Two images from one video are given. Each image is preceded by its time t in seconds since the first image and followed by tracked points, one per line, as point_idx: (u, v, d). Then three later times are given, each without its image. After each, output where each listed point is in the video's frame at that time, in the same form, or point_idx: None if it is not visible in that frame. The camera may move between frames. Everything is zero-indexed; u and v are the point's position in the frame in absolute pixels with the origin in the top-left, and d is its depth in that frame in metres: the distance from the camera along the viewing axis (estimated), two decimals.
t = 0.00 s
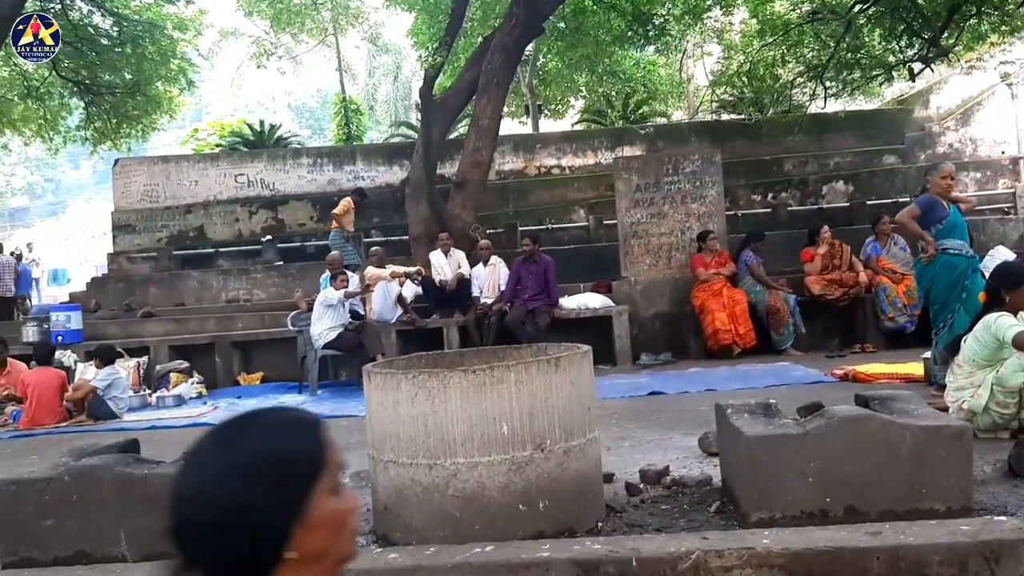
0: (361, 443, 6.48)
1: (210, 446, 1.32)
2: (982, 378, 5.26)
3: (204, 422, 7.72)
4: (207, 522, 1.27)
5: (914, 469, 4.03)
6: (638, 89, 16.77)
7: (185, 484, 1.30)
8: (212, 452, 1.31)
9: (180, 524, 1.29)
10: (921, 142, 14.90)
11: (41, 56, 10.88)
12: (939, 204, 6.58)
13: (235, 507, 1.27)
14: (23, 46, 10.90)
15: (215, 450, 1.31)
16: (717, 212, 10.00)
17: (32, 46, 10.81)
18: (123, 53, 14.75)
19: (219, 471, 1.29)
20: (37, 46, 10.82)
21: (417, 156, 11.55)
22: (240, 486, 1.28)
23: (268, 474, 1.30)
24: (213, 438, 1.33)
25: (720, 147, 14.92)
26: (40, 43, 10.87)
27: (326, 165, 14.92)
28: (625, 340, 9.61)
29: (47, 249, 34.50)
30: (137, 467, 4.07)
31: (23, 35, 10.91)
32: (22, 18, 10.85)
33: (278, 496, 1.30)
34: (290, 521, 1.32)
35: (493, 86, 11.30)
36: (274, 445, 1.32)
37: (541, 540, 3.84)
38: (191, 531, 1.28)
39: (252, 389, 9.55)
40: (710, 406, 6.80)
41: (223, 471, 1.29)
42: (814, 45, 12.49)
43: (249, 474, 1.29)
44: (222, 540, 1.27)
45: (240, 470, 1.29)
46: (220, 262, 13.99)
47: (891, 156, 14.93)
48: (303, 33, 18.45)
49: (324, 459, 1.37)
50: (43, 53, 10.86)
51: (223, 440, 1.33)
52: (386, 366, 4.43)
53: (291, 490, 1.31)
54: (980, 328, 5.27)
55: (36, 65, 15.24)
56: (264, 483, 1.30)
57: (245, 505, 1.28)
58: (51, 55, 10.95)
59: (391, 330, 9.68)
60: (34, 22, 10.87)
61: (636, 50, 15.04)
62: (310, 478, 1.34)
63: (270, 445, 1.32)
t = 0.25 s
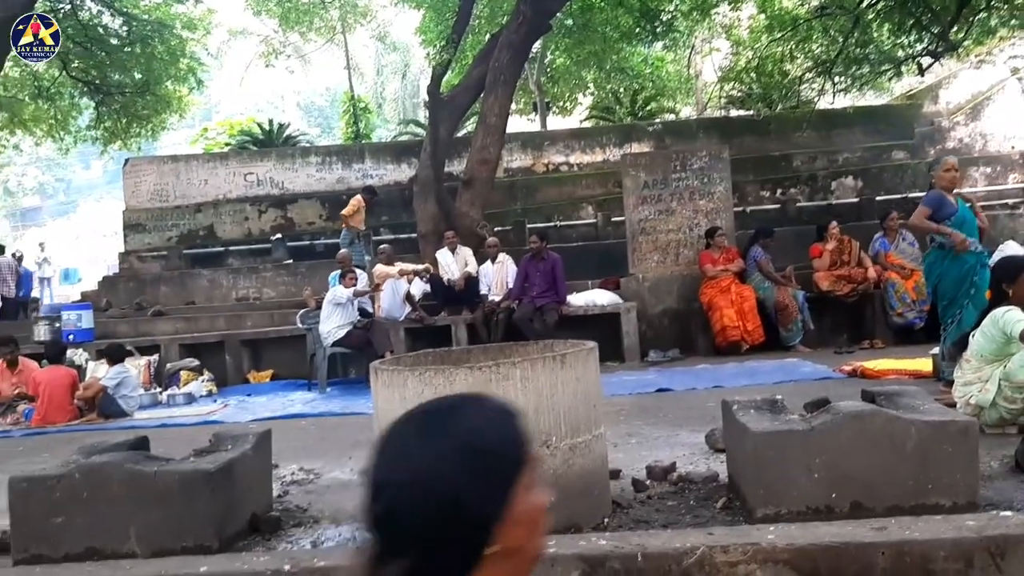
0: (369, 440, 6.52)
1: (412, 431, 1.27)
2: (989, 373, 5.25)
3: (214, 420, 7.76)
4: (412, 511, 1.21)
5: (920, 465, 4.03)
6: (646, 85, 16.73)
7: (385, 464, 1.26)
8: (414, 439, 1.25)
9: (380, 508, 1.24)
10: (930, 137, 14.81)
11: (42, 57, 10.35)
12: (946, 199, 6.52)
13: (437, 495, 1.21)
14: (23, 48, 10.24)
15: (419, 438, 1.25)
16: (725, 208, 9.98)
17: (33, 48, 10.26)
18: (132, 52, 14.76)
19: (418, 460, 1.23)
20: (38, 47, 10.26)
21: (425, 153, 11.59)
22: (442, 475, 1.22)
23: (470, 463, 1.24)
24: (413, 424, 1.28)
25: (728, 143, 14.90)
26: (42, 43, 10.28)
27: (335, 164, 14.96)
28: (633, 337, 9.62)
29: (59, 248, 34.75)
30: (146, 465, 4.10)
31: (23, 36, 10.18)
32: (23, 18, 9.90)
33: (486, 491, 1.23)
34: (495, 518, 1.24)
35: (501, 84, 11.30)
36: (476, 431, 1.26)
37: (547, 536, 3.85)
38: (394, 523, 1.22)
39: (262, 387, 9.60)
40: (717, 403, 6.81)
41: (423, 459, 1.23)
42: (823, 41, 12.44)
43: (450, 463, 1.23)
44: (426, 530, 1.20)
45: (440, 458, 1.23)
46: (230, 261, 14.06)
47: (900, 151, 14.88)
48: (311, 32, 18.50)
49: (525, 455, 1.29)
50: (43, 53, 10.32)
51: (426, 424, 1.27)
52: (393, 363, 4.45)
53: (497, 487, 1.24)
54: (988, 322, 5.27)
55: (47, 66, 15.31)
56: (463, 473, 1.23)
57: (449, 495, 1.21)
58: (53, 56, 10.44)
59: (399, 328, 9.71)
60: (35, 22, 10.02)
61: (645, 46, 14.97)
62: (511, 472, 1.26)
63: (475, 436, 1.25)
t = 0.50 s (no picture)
0: (385, 420, 6.55)
1: (601, 397, 1.26)
2: (1009, 355, 5.20)
3: (232, 400, 7.82)
4: (611, 478, 1.22)
5: (937, 446, 4.01)
6: (666, 66, 16.60)
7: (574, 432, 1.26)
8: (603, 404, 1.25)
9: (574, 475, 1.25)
10: (951, 119, 14.84)
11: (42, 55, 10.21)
12: (965, 180, 6.44)
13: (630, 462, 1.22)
14: (23, 46, 9.93)
15: (613, 406, 1.25)
16: (744, 189, 9.89)
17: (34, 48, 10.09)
18: (151, 33, 14.82)
19: (614, 430, 1.23)
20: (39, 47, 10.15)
21: (441, 134, 11.61)
22: (642, 441, 1.22)
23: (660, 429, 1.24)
24: (600, 391, 1.27)
25: (747, 124, 14.77)
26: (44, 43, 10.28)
27: (352, 145, 14.96)
28: (650, 319, 9.59)
29: (79, 229, 35.03)
30: (164, 442, 4.14)
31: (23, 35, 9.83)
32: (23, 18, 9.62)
33: (681, 456, 1.25)
34: (689, 484, 1.26)
35: (518, 64, 11.24)
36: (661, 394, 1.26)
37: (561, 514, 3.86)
38: (598, 489, 1.23)
39: (280, 367, 9.66)
40: (734, 384, 6.79)
41: (618, 428, 1.23)
42: (844, 20, 12.23)
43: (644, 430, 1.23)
44: (628, 497, 1.22)
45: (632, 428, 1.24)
46: (248, 242, 14.13)
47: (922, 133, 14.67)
48: (328, 12, 18.47)
49: (714, 416, 1.30)
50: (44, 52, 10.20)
51: (615, 390, 1.26)
52: (409, 343, 4.47)
53: (691, 451, 1.26)
54: (1007, 306, 5.24)
55: (67, 48, 15.35)
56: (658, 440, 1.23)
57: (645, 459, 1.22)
58: (51, 56, 10.35)
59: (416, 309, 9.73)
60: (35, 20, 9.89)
61: (663, 26, 14.83)
62: (703, 437, 1.27)
63: (666, 399, 1.26)
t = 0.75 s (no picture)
0: (393, 389, 6.56)
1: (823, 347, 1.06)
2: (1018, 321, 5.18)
3: (241, 370, 7.86)
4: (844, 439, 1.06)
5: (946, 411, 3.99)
6: (672, 32, 16.43)
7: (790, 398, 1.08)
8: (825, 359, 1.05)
9: (801, 437, 1.08)
10: (963, 82, 14.33)
11: (42, 55, 12.05)
12: (974, 145, 6.32)
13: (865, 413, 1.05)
14: (24, 46, 11.90)
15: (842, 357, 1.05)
16: (752, 156, 9.82)
17: (34, 47, 11.90)
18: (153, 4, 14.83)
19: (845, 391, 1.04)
20: (38, 47, 11.92)
21: (447, 103, 11.43)
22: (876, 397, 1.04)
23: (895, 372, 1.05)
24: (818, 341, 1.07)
25: (754, 90, 14.64)
26: (41, 43, 11.93)
27: (356, 115, 14.89)
28: (657, 287, 9.57)
29: (86, 202, 35.14)
30: (173, 411, 4.15)
31: (23, 36, 11.79)
32: (23, 20, 11.59)
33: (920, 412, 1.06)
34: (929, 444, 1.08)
35: (523, 31, 11.14)
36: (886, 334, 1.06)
37: (570, 480, 3.87)
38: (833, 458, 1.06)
39: (288, 338, 9.68)
40: (741, 351, 6.78)
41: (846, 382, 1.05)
42: None
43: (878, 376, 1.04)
44: (862, 449, 1.07)
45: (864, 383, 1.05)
46: (254, 213, 14.13)
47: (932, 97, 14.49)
48: None
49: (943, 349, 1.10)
50: (43, 53, 11.99)
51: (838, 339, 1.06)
52: (417, 312, 4.46)
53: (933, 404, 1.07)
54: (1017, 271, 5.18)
55: (69, 19, 15.20)
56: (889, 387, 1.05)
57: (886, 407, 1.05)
58: (51, 55, 12.09)
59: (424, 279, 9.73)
60: (34, 22, 11.74)
61: None
62: (935, 371, 1.07)
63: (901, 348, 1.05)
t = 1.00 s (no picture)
0: (393, 400, 6.58)
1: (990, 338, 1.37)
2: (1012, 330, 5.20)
3: (240, 382, 7.86)
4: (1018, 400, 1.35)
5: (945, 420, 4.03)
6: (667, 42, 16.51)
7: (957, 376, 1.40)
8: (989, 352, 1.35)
9: (974, 412, 1.39)
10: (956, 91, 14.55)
11: (42, 55, 12.04)
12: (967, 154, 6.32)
13: None
14: (23, 46, 11.87)
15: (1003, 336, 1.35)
16: (747, 166, 9.88)
17: (33, 47, 11.87)
18: (148, 16, 14.92)
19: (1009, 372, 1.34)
20: (38, 46, 11.92)
21: (444, 114, 11.46)
22: None
23: None
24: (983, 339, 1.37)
25: (749, 100, 14.72)
26: (41, 42, 11.91)
27: (352, 126, 14.93)
28: (654, 297, 9.60)
29: (80, 213, 35.05)
30: (177, 424, 4.17)
31: (23, 36, 11.67)
32: (24, 19, 11.42)
33: None
34: None
35: (519, 43, 11.21)
36: None
37: (574, 491, 3.88)
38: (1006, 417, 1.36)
39: (286, 349, 9.68)
40: (739, 361, 6.81)
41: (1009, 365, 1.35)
42: None
43: None
44: None
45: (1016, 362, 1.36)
46: (250, 225, 14.13)
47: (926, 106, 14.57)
48: None
49: None
50: (43, 52, 11.97)
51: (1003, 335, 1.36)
52: (419, 324, 4.49)
53: None
54: (1009, 280, 5.22)
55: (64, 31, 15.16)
56: None
57: None
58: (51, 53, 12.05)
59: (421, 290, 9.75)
60: (35, 23, 11.59)
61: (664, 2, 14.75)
62: None
63: None
